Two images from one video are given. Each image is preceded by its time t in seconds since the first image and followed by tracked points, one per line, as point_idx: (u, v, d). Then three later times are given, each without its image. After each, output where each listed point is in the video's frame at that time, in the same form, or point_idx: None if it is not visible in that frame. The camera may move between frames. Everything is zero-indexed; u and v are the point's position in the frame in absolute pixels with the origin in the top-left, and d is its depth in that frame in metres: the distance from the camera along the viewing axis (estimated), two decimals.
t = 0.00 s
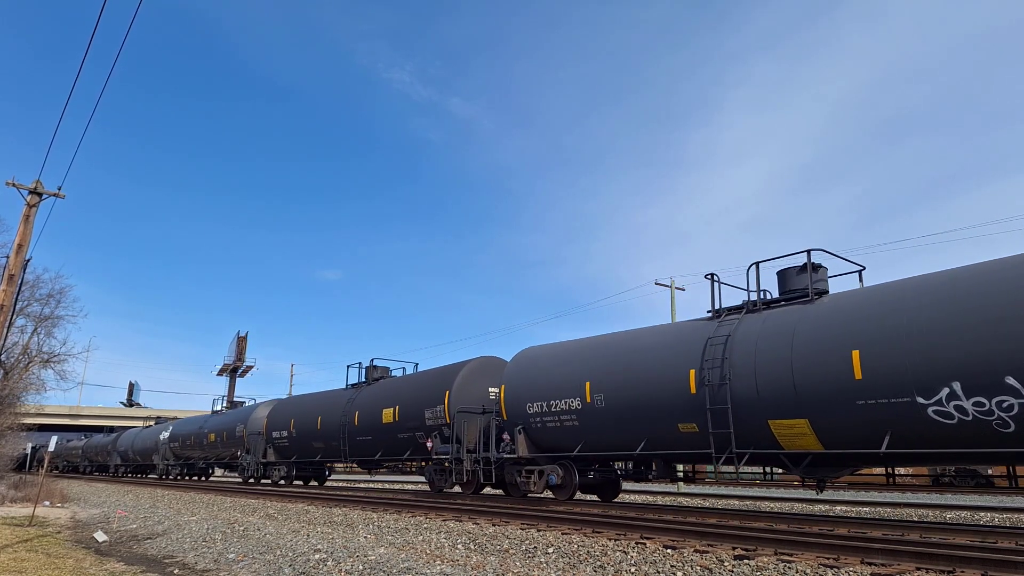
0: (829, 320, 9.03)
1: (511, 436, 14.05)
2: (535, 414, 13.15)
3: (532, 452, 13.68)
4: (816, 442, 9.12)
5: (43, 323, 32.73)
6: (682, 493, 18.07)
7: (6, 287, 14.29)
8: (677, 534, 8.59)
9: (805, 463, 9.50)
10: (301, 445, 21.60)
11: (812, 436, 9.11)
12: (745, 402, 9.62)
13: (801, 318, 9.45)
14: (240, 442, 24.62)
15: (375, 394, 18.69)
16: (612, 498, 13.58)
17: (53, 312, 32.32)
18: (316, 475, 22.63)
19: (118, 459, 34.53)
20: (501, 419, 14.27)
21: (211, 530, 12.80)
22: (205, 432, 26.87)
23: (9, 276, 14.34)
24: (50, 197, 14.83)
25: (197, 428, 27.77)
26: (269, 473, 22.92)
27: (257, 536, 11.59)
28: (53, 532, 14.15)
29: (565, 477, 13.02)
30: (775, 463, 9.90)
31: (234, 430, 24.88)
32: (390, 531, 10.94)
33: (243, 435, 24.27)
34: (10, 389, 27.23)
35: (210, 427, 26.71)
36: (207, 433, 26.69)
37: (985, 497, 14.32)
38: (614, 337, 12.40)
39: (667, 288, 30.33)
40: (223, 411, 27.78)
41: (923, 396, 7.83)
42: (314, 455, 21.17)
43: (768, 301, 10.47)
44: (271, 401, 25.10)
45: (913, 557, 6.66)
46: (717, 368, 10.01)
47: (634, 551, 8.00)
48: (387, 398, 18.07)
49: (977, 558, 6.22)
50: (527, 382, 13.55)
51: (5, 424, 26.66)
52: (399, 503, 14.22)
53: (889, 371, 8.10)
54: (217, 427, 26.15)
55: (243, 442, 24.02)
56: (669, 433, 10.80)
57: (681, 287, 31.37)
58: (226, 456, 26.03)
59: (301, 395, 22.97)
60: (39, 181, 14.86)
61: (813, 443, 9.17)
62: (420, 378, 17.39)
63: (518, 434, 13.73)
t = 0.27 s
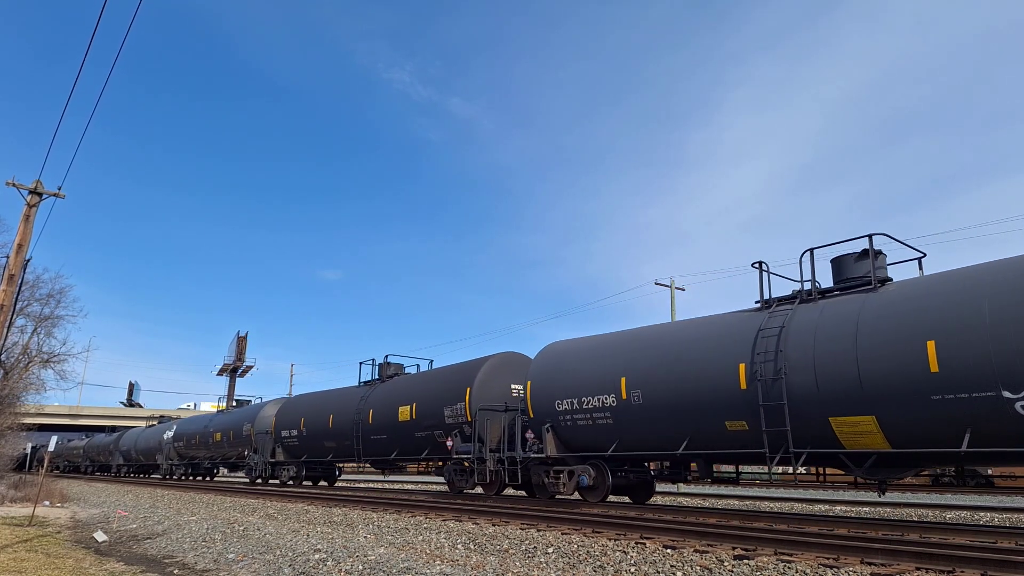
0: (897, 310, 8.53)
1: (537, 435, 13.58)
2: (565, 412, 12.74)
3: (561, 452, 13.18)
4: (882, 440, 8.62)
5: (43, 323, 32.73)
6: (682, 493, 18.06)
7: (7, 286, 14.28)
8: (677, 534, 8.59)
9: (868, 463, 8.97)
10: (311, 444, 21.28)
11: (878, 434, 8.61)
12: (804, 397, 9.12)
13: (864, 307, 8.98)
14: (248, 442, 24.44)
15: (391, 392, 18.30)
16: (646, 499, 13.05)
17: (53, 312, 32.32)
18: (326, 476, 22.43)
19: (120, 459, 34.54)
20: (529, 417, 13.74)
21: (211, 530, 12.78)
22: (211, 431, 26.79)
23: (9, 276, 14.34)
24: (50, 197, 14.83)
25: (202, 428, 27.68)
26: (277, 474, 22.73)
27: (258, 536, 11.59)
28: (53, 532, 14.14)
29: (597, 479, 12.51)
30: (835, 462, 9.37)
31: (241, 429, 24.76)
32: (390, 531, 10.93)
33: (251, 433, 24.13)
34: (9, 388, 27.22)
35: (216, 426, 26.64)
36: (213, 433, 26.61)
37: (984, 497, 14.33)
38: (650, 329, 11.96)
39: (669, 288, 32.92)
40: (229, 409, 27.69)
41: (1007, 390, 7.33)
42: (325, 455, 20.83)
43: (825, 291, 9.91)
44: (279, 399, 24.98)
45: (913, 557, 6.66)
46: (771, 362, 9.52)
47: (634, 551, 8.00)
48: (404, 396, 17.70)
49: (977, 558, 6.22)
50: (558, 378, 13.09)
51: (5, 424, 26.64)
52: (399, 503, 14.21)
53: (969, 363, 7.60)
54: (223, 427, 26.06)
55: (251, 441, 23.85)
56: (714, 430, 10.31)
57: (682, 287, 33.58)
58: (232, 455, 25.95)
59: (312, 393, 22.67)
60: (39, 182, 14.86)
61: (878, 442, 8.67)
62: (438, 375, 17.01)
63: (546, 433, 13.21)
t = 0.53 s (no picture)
0: (974, 297, 7.98)
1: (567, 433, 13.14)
2: (599, 409, 12.26)
3: (593, 452, 12.69)
4: (957, 438, 8.09)
5: (43, 323, 32.73)
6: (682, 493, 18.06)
7: (7, 287, 14.28)
8: (677, 534, 8.58)
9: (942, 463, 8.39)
10: (323, 444, 20.93)
11: (955, 431, 8.06)
12: (871, 391, 8.58)
13: (935, 295, 8.43)
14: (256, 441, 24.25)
15: (408, 389, 17.91)
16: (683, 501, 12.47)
17: (53, 312, 32.32)
18: (335, 476, 22.23)
19: (122, 459, 34.55)
20: (561, 415, 13.24)
21: (211, 530, 12.78)
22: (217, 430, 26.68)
23: (9, 276, 14.34)
24: (50, 197, 14.84)
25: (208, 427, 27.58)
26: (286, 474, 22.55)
27: (257, 536, 11.58)
28: (52, 532, 14.13)
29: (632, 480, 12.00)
30: (901, 461, 8.85)
31: (248, 428, 24.58)
32: (390, 531, 10.93)
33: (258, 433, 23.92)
34: (9, 389, 27.21)
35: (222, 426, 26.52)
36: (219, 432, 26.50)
37: (984, 497, 14.35)
38: (690, 322, 11.50)
39: (671, 288, 33.50)
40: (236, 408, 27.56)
41: None
42: (338, 455, 20.45)
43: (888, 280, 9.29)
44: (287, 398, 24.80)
45: (913, 557, 6.66)
46: (832, 355, 9.00)
47: (634, 551, 8.00)
48: (421, 393, 17.29)
49: (977, 558, 6.22)
50: (594, 373, 12.59)
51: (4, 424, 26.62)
52: (399, 503, 14.20)
53: None
54: (230, 426, 25.91)
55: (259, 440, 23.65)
56: (766, 428, 9.84)
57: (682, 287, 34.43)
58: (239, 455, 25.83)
59: (323, 391, 22.33)
60: (39, 181, 14.86)
61: (952, 441, 8.15)
62: (458, 372, 16.61)
63: (579, 431, 12.71)
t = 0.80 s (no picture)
0: None
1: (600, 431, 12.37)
2: (635, 406, 11.57)
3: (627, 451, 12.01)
4: None
5: (43, 323, 32.73)
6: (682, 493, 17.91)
7: (6, 286, 14.27)
8: (677, 534, 8.58)
9: None
10: (336, 443, 20.35)
11: None
12: (951, 384, 7.89)
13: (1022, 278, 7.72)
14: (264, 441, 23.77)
15: (424, 387, 17.25)
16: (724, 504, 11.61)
17: (53, 312, 32.32)
18: (346, 476, 21.82)
19: (125, 459, 34.53)
20: (592, 412, 12.52)
21: (211, 530, 12.77)
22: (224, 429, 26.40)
23: (9, 276, 14.34)
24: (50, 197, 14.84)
25: (214, 425, 27.31)
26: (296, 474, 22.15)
27: (257, 536, 11.58)
28: (52, 532, 14.12)
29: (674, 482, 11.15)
30: (980, 461, 8.15)
31: (256, 427, 24.19)
32: (390, 531, 10.92)
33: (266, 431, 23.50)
34: (9, 388, 27.19)
35: (228, 424, 26.31)
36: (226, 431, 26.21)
37: (984, 497, 14.33)
38: (736, 312, 10.78)
39: (670, 288, 32.92)
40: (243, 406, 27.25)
41: None
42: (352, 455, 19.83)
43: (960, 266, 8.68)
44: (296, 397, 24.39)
45: (913, 557, 6.66)
46: (904, 346, 8.30)
47: (634, 551, 8.00)
48: (439, 390, 16.63)
49: (977, 558, 6.22)
50: (629, 368, 11.86)
51: (4, 423, 26.62)
52: (400, 503, 14.19)
53: None
54: (237, 425, 25.57)
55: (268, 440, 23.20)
56: (825, 424, 9.13)
57: (682, 287, 33.78)
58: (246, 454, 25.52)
59: (335, 389, 21.74)
60: (39, 181, 14.87)
61: None
62: (478, 368, 15.91)
63: (612, 428, 12.00)
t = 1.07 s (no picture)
0: None
1: (638, 430, 11.83)
2: (677, 403, 10.98)
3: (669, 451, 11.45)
4: None
5: (43, 323, 32.73)
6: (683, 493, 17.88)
7: (7, 286, 14.27)
8: (677, 534, 8.58)
9: None
10: (349, 442, 19.92)
11: None
12: None
13: None
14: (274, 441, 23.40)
15: (443, 385, 16.85)
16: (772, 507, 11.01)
17: (53, 312, 32.34)
18: (358, 477, 21.43)
19: (128, 459, 34.51)
20: (628, 409, 11.86)
21: (211, 530, 12.77)
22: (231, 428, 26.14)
23: (9, 276, 14.33)
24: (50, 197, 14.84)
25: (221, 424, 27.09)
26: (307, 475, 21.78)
27: (257, 536, 11.58)
28: (52, 532, 14.12)
29: (718, 484, 10.56)
30: None
31: (264, 427, 23.86)
32: (390, 531, 10.93)
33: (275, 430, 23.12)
34: (9, 388, 27.19)
35: (236, 423, 26.02)
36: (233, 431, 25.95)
37: (983, 497, 14.38)
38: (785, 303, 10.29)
39: (671, 288, 33.60)
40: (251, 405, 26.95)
41: None
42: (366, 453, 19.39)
43: None
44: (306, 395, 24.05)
45: (913, 557, 6.66)
46: (987, 336, 7.77)
47: (634, 551, 8.00)
48: (460, 387, 16.19)
49: (977, 558, 6.22)
50: (670, 361, 11.27)
51: (4, 423, 26.62)
52: (400, 503, 14.19)
53: None
54: (245, 424, 25.28)
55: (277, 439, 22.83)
56: (895, 421, 8.62)
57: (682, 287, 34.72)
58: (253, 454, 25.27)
59: (348, 386, 21.33)
60: (39, 181, 14.87)
61: None
62: (502, 365, 15.46)
63: (652, 426, 11.38)
